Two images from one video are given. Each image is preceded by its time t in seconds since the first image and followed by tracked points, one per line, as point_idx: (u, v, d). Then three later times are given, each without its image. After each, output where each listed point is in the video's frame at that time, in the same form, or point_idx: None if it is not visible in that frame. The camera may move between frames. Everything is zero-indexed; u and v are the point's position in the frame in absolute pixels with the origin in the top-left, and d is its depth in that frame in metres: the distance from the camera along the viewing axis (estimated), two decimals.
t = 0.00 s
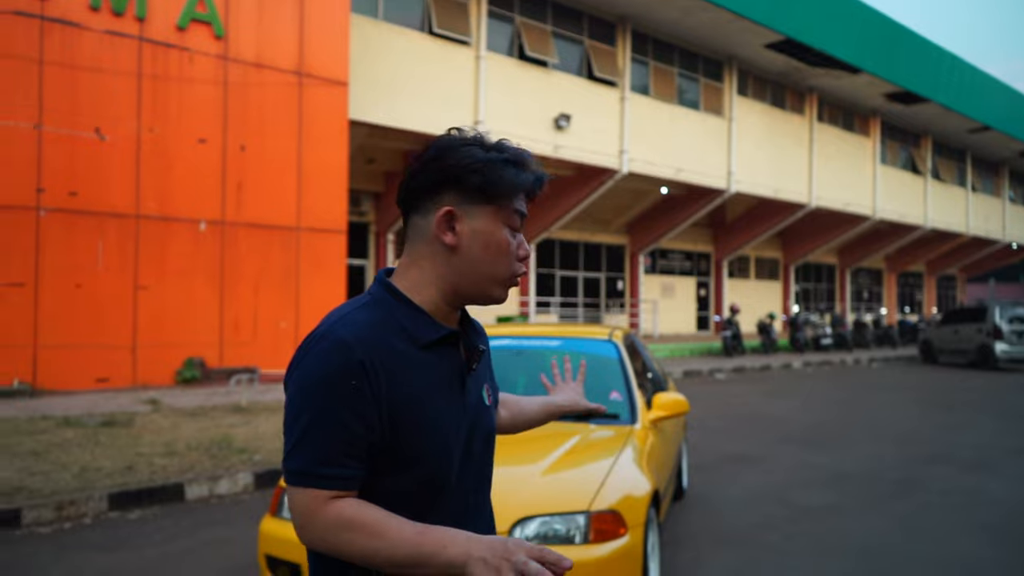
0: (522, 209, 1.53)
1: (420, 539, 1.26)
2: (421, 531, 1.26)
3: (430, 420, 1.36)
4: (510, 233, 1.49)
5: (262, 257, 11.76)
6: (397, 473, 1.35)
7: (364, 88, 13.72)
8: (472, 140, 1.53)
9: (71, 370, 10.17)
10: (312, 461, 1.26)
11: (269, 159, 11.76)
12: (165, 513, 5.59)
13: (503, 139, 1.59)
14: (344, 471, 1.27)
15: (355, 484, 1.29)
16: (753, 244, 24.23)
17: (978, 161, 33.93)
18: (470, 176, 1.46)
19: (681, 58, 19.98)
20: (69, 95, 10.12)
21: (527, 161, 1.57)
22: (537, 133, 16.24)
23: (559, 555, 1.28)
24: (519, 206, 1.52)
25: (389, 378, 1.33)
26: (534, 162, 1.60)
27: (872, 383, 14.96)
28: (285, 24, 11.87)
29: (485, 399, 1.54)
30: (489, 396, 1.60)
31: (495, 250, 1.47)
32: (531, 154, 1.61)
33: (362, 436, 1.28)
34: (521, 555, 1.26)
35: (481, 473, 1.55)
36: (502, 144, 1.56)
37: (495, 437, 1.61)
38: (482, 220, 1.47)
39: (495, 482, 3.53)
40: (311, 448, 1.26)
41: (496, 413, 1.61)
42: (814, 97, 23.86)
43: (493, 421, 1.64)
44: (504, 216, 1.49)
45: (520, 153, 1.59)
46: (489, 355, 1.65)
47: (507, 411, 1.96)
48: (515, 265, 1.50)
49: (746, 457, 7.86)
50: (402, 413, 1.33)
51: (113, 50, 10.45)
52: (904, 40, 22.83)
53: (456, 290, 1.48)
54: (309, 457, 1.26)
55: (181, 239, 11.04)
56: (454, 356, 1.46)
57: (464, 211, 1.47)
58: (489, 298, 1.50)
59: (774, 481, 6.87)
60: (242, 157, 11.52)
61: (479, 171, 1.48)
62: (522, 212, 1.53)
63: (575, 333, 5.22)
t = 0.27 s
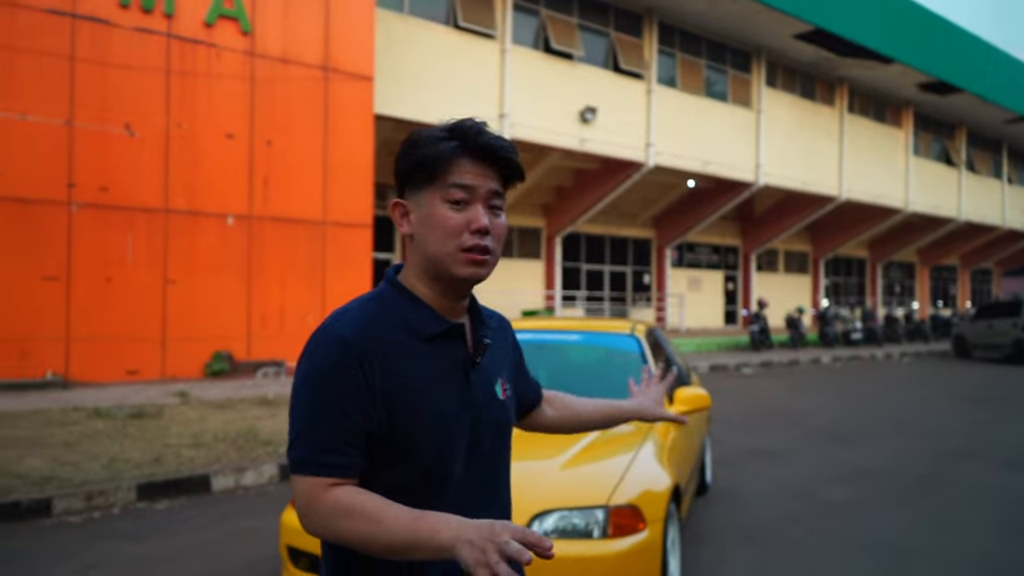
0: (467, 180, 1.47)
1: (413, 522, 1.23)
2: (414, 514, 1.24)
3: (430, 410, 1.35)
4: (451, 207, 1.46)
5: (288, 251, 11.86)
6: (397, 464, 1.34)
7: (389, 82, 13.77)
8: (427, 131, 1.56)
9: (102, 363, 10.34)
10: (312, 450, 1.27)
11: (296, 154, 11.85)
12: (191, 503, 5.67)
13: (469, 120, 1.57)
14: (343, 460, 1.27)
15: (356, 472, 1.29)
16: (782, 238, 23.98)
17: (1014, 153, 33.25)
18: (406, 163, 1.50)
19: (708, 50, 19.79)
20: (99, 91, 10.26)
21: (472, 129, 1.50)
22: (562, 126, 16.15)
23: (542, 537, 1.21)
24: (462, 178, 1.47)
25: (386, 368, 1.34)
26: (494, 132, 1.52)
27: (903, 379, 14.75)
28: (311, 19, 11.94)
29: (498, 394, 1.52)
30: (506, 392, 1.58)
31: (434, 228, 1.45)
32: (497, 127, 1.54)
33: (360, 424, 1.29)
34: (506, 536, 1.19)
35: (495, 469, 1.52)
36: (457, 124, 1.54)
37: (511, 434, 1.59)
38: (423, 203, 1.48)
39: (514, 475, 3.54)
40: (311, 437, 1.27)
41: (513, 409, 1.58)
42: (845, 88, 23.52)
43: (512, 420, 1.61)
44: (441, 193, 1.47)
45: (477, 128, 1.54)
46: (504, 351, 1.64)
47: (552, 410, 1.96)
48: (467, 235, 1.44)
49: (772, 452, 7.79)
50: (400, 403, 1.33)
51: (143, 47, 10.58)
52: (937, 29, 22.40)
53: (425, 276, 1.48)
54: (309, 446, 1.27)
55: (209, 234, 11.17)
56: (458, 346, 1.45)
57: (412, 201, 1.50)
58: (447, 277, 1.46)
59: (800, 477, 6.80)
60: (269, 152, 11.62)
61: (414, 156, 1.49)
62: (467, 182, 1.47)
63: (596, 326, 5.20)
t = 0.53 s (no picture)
0: (430, 164, 1.57)
1: (358, 510, 1.33)
2: (362, 501, 1.34)
3: (401, 393, 1.43)
4: (416, 191, 1.57)
5: (313, 243, 11.96)
6: (368, 446, 1.43)
7: (413, 74, 13.80)
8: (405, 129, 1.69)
9: (132, 353, 10.51)
10: (287, 426, 1.39)
11: (320, 146, 11.94)
12: (215, 491, 5.76)
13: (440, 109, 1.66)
14: (313, 440, 1.38)
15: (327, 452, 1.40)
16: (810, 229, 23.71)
17: None
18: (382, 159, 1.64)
19: (735, 39, 19.59)
20: (126, 85, 10.40)
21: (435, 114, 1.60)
22: (586, 117, 16.07)
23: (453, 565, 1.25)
24: (426, 162, 1.57)
25: (360, 354, 1.43)
26: (456, 113, 1.61)
27: (932, 371, 14.53)
28: (335, 11, 11.99)
29: (493, 388, 1.52)
30: (512, 384, 1.57)
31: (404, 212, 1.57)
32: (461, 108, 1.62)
33: (330, 408, 1.40)
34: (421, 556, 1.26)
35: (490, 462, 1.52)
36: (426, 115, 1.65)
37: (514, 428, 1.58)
38: (396, 194, 1.60)
39: (528, 466, 3.56)
40: (287, 417, 1.40)
41: (515, 404, 1.57)
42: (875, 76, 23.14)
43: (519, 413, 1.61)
44: (408, 180, 1.59)
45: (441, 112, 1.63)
46: (512, 341, 1.63)
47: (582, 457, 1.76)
48: (432, 216, 1.55)
49: (794, 445, 7.73)
50: (372, 389, 1.42)
51: (169, 41, 10.70)
52: (971, 15, 21.95)
53: (411, 265, 1.57)
54: (285, 422, 1.40)
55: (235, 226, 11.30)
56: (440, 337, 1.50)
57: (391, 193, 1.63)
58: (423, 260, 1.56)
59: (822, 470, 6.74)
60: (294, 145, 11.71)
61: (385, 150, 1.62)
62: (427, 165, 1.57)
63: (615, 317, 5.17)
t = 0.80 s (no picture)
0: (441, 157, 1.58)
1: (328, 489, 1.48)
2: (333, 482, 1.49)
3: (385, 381, 1.50)
4: (427, 183, 1.57)
5: (351, 236, 12.07)
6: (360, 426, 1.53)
7: (452, 68, 13.84)
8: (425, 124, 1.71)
9: (175, 343, 10.75)
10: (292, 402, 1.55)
11: (359, 140, 12.05)
12: (250, 479, 5.87)
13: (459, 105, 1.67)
14: (309, 417, 1.54)
15: (322, 429, 1.55)
16: (855, 224, 23.26)
17: None
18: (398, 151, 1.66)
19: (779, 31, 19.27)
20: (171, 79, 10.59)
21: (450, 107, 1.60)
22: (626, 111, 15.96)
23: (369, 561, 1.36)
24: (436, 155, 1.58)
25: (355, 342, 1.53)
26: (473, 106, 1.61)
27: (979, 371, 14.17)
28: (375, 5, 12.07)
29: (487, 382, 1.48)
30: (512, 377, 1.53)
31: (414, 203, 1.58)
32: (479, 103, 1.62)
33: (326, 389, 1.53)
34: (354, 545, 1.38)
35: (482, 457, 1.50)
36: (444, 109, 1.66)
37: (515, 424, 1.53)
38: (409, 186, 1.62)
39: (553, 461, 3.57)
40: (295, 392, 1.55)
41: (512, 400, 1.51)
42: (924, 68, 22.58)
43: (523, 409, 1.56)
44: (420, 172, 1.60)
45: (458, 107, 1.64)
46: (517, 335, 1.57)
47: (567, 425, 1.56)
48: (439, 209, 1.55)
49: (831, 445, 7.60)
50: (363, 374, 1.52)
51: (213, 36, 10.87)
52: None
53: (422, 258, 1.59)
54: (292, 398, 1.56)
55: (275, 218, 11.48)
56: (433, 327, 1.51)
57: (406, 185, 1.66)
58: (429, 253, 1.57)
59: (859, 470, 6.62)
60: (334, 138, 11.84)
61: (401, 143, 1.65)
62: (438, 157, 1.57)
63: (646, 313, 5.12)
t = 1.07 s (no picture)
0: (469, 159, 1.59)
1: (356, 487, 1.53)
2: (361, 481, 1.54)
3: (412, 381, 1.53)
4: (454, 185, 1.59)
5: (405, 237, 12.22)
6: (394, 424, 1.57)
7: (504, 69, 13.90)
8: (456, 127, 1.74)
9: (237, 343, 11.04)
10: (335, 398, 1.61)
11: (412, 142, 12.20)
12: (306, 476, 6.00)
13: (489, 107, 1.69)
14: (347, 414, 1.59)
15: (362, 426, 1.60)
16: (920, 220, 22.59)
17: None
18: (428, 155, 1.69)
19: (838, 24, 18.85)
20: (231, 87, 10.89)
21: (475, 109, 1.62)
22: (680, 108, 15.79)
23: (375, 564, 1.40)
24: (464, 158, 1.60)
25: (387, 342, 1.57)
26: (502, 107, 1.62)
27: None
28: (427, 9, 12.20)
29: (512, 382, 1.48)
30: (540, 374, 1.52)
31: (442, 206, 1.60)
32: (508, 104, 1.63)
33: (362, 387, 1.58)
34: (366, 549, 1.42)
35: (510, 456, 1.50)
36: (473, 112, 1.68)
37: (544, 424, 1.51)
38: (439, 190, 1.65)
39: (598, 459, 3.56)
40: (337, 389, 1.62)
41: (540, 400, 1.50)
42: (992, 58, 21.81)
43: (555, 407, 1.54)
44: (448, 175, 1.62)
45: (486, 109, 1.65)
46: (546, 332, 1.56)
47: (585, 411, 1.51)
48: (467, 210, 1.56)
49: (892, 446, 7.40)
50: (396, 374, 1.55)
51: (270, 43, 11.14)
52: None
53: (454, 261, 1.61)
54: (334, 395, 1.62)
55: (331, 221, 11.69)
56: (460, 328, 1.53)
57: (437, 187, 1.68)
58: (459, 256, 1.58)
59: (920, 473, 6.43)
60: (387, 140, 12.01)
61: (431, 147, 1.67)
62: (466, 160, 1.59)
63: (695, 312, 5.06)
